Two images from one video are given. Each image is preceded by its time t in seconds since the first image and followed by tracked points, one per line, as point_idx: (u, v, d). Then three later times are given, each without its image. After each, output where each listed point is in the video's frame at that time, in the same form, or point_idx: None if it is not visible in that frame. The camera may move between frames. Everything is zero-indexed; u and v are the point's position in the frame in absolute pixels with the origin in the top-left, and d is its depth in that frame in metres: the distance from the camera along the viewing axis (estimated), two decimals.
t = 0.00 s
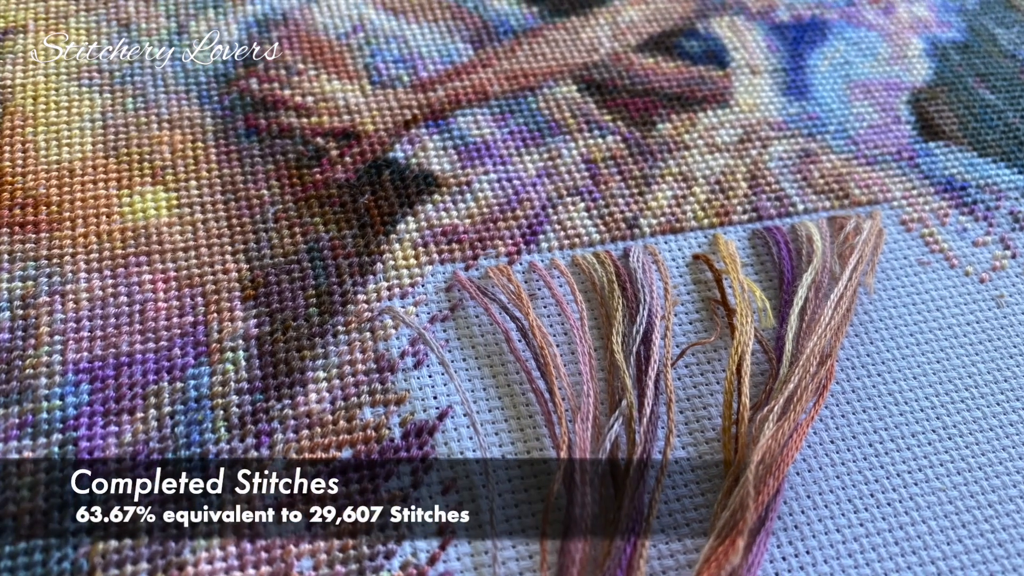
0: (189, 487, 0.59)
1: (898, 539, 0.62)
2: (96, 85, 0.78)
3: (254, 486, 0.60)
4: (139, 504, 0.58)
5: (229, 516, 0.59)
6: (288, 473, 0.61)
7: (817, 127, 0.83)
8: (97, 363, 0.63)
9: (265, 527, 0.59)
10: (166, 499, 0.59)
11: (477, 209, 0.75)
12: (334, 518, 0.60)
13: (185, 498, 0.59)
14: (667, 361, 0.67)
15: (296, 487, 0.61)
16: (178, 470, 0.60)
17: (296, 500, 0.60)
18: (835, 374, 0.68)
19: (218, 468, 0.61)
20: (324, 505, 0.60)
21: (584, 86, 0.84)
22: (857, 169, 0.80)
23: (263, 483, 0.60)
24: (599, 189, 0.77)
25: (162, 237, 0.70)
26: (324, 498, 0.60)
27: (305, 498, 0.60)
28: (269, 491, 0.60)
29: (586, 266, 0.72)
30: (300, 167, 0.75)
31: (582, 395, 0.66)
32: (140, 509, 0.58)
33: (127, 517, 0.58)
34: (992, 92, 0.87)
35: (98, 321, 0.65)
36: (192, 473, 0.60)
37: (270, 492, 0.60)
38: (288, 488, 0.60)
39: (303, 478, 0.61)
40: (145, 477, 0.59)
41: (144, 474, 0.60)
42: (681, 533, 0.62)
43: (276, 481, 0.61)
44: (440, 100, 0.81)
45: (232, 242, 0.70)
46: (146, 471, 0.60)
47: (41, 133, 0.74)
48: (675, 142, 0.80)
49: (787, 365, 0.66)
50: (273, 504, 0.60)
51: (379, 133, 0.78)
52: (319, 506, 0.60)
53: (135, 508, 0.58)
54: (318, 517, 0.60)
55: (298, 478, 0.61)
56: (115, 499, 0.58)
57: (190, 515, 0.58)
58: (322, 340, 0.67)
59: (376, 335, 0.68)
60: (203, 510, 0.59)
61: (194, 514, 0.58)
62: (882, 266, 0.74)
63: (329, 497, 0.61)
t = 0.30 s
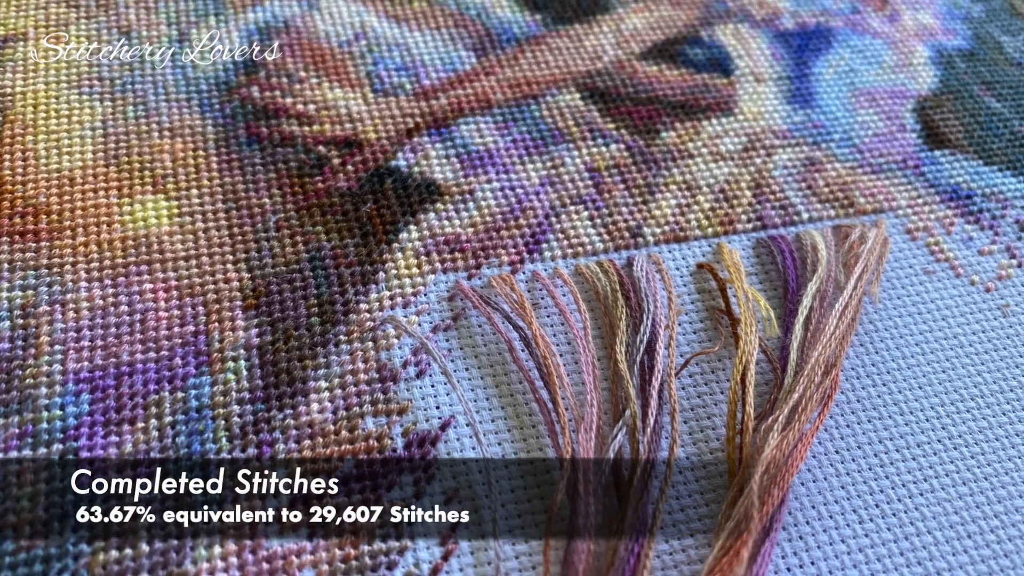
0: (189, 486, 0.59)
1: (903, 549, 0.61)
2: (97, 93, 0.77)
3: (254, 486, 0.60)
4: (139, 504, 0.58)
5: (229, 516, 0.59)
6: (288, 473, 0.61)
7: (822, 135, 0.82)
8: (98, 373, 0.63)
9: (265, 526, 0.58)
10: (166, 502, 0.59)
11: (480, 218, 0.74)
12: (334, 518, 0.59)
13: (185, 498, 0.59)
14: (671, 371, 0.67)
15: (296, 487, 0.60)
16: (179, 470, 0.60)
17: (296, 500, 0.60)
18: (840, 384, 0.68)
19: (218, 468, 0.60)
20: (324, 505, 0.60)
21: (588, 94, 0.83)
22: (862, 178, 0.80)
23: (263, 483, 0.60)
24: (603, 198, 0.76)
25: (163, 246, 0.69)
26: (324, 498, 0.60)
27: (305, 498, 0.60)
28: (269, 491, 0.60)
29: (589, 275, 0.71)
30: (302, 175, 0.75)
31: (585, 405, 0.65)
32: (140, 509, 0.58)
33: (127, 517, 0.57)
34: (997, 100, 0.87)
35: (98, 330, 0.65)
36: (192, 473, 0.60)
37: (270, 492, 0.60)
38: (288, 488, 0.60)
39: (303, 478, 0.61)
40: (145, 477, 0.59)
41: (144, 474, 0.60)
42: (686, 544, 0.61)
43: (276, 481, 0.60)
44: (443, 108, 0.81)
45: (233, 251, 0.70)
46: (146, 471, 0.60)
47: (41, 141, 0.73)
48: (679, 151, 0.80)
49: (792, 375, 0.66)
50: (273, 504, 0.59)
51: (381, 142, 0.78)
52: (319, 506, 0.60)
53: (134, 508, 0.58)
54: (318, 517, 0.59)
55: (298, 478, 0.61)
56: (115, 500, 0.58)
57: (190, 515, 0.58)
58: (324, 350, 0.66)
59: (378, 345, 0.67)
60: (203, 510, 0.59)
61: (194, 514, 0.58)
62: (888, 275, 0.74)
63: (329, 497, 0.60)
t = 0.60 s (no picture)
0: (189, 486, 0.59)
1: (909, 560, 0.61)
2: (97, 101, 0.77)
3: (254, 486, 0.60)
4: (139, 504, 0.58)
5: (229, 516, 0.58)
6: (288, 473, 0.61)
7: (826, 144, 0.82)
8: (98, 382, 0.62)
9: (265, 527, 0.58)
10: (166, 502, 0.58)
11: (483, 227, 0.74)
12: (334, 518, 0.59)
13: (185, 498, 0.59)
14: (675, 381, 0.66)
15: (296, 487, 0.60)
16: (179, 470, 0.60)
17: (296, 500, 0.60)
18: (845, 394, 0.67)
19: (218, 468, 0.60)
20: (325, 505, 0.60)
21: (592, 102, 0.83)
22: (867, 187, 0.79)
23: (263, 483, 0.60)
24: (606, 207, 0.76)
25: (164, 255, 0.69)
26: (324, 498, 0.60)
27: (304, 498, 0.60)
28: (269, 491, 0.60)
29: (593, 284, 0.71)
30: (303, 184, 0.74)
31: (589, 415, 0.65)
32: (140, 509, 0.58)
33: (127, 517, 0.57)
34: (1003, 108, 0.87)
35: (99, 340, 0.64)
36: (192, 473, 0.60)
37: (270, 492, 0.60)
38: (289, 488, 0.60)
39: (303, 478, 0.61)
40: (145, 477, 0.59)
41: (144, 474, 0.59)
42: (690, 554, 0.60)
43: (276, 481, 0.60)
44: (445, 116, 0.80)
45: (235, 260, 0.69)
46: (146, 471, 0.59)
47: (41, 149, 0.73)
48: (683, 159, 0.80)
49: (797, 385, 0.65)
50: (273, 504, 0.59)
51: (383, 150, 0.77)
52: (319, 506, 0.60)
53: (134, 508, 0.58)
54: (318, 517, 0.59)
55: (298, 478, 0.61)
56: (115, 500, 0.58)
57: (190, 515, 0.58)
58: (326, 359, 0.66)
59: (380, 354, 0.67)
60: (203, 510, 0.58)
61: (194, 514, 0.58)
62: (893, 284, 0.73)
63: (329, 497, 0.60)
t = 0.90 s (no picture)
0: (189, 486, 0.59)
1: (914, 571, 0.60)
2: (97, 109, 0.76)
3: (254, 486, 0.60)
4: (140, 504, 0.58)
5: (229, 516, 0.58)
6: (288, 473, 0.61)
7: (831, 152, 0.81)
8: (99, 393, 0.62)
9: (265, 526, 0.58)
10: (166, 502, 0.58)
11: (486, 236, 0.73)
12: (334, 518, 0.59)
13: (185, 498, 0.59)
14: (679, 391, 0.66)
15: (296, 487, 0.60)
16: (179, 470, 0.60)
17: (296, 501, 0.60)
18: (850, 404, 0.67)
19: (218, 468, 0.60)
20: (325, 505, 0.60)
21: (595, 111, 0.82)
22: (873, 196, 0.79)
23: (264, 483, 0.60)
24: (610, 215, 0.75)
25: (165, 264, 0.69)
26: (324, 498, 0.60)
27: (304, 498, 0.60)
28: (269, 491, 0.60)
29: (596, 293, 0.70)
30: (305, 193, 0.74)
31: (592, 425, 0.64)
32: (140, 509, 0.58)
33: (127, 517, 0.57)
34: (1009, 117, 0.87)
35: (100, 349, 0.64)
36: (192, 473, 0.60)
37: (270, 492, 0.60)
38: (289, 488, 0.60)
39: (303, 478, 0.61)
40: (145, 477, 0.59)
41: (144, 474, 0.59)
42: (694, 565, 0.60)
43: (276, 481, 0.60)
44: (448, 124, 0.80)
45: (236, 269, 0.69)
46: (146, 471, 0.59)
47: (41, 158, 0.73)
48: (687, 167, 0.79)
49: (802, 395, 0.65)
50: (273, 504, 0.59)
51: (386, 159, 0.77)
52: (319, 506, 0.60)
53: (135, 508, 0.58)
54: (318, 517, 0.59)
55: (298, 478, 0.61)
56: (116, 500, 0.58)
57: (190, 515, 0.58)
58: (327, 369, 0.65)
59: (382, 364, 0.66)
60: (203, 510, 0.58)
61: (194, 514, 0.58)
62: (898, 293, 0.73)
63: (330, 498, 0.60)
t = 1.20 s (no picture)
0: (189, 486, 0.59)
1: None
2: (98, 118, 0.76)
3: (254, 486, 0.60)
4: (140, 504, 0.58)
5: (229, 516, 0.58)
6: (288, 473, 0.60)
7: (836, 161, 0.81)
8: (100, 403, 0.61)
9: (266, 537, 0.58)
10: (166, 502, 0.58)
11: (488, 244, 0.73)
12: (334, 518, 0.59)
13: (185, 498, 0.58)
14: (683, 401, 0.65)
15: (296, 487, 0.60)
16: (179, 470, 0.59)
17: (296, 501, 0.60)
18: (855, 414, 0.66)
19: (218, 467, 0.60)
20: (325, 505, 0.60)
21: (599, 119, 0.82)
22: (878, 205, 0.78)
23: (263, 483, 0.60)
24: (614, 224, 0.75)
25: (166, 273, 0.68)
26: (324, 498, 0.60)
27: (305, 498, 0.60)
28: (269, 491, 0.60)
29: (600, 302, 0.70)
30: (307, 202, 0.73)
31: (596, 435, 0.63)
32: (140, 509, 0.58)
33: (127, 517, 0.57)
34: (1015, 125, 0.86)
35: (100, 359, 0.63)
36: (192, 473, 0.59)
37: (270, 492, 0.60)
38: (288, 488, 0.60)
39: (303, 478, 0.60)
40: (145, 477, 0.59)
41: (144, 474, 0.59)
42: None
43: (276, 481, 0.60)
44: (451, 133, 0.80)
45: (237, 278, 0.69)
46: (146, 471, 0.59)
47: (42, 166, 0.72)
48: (692, 176, 0.79)
49: (806, 405, 0.64)
50: (273, 504, 0.59)
51: (388, 167, 0.77)
52: (319, 506, 0.60)
53: (135, 508, 0.58)
54: (318, 517, 0.59)
55: (298, 478, 0.60)
56: (116, 500, 0.58)
57: (190, 515, 0.58)
58: (329, 379, 0.65)
59: (384, 374, 0.66)
60: (203, 510, 0.58)
61: (194, 514, 0.58)
62: (904, 302, 0.73)
63: (330, 498, 0.60)
